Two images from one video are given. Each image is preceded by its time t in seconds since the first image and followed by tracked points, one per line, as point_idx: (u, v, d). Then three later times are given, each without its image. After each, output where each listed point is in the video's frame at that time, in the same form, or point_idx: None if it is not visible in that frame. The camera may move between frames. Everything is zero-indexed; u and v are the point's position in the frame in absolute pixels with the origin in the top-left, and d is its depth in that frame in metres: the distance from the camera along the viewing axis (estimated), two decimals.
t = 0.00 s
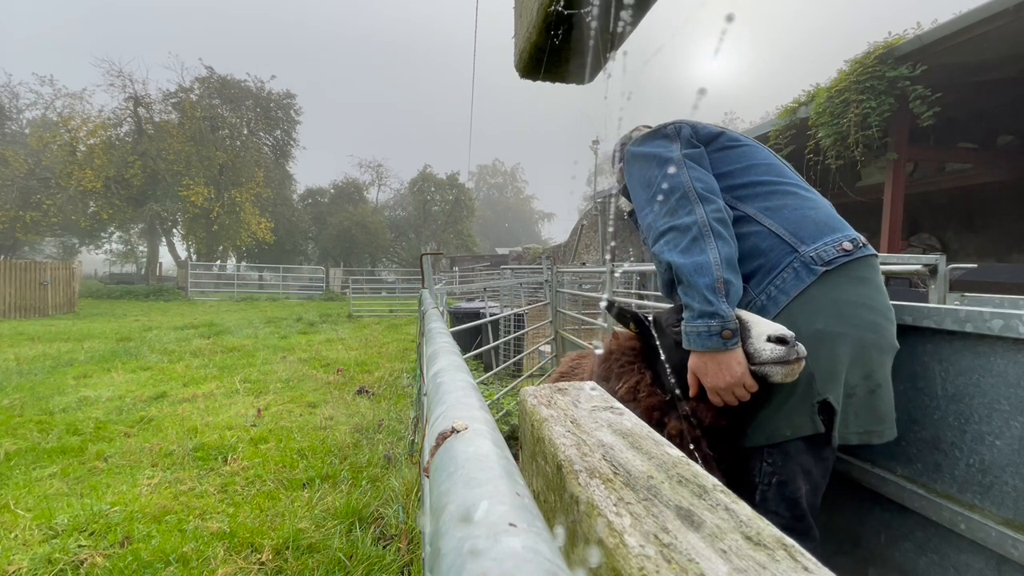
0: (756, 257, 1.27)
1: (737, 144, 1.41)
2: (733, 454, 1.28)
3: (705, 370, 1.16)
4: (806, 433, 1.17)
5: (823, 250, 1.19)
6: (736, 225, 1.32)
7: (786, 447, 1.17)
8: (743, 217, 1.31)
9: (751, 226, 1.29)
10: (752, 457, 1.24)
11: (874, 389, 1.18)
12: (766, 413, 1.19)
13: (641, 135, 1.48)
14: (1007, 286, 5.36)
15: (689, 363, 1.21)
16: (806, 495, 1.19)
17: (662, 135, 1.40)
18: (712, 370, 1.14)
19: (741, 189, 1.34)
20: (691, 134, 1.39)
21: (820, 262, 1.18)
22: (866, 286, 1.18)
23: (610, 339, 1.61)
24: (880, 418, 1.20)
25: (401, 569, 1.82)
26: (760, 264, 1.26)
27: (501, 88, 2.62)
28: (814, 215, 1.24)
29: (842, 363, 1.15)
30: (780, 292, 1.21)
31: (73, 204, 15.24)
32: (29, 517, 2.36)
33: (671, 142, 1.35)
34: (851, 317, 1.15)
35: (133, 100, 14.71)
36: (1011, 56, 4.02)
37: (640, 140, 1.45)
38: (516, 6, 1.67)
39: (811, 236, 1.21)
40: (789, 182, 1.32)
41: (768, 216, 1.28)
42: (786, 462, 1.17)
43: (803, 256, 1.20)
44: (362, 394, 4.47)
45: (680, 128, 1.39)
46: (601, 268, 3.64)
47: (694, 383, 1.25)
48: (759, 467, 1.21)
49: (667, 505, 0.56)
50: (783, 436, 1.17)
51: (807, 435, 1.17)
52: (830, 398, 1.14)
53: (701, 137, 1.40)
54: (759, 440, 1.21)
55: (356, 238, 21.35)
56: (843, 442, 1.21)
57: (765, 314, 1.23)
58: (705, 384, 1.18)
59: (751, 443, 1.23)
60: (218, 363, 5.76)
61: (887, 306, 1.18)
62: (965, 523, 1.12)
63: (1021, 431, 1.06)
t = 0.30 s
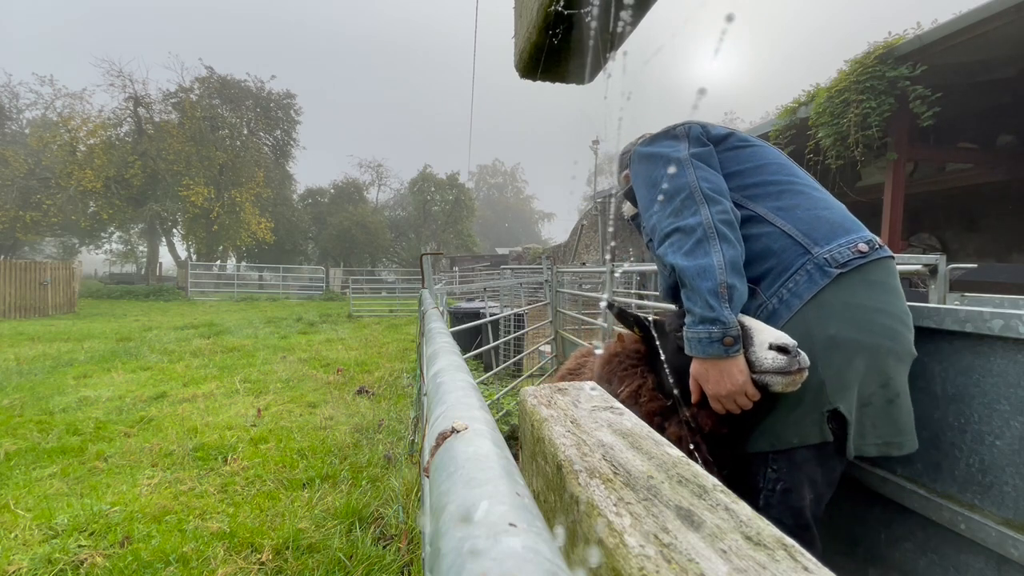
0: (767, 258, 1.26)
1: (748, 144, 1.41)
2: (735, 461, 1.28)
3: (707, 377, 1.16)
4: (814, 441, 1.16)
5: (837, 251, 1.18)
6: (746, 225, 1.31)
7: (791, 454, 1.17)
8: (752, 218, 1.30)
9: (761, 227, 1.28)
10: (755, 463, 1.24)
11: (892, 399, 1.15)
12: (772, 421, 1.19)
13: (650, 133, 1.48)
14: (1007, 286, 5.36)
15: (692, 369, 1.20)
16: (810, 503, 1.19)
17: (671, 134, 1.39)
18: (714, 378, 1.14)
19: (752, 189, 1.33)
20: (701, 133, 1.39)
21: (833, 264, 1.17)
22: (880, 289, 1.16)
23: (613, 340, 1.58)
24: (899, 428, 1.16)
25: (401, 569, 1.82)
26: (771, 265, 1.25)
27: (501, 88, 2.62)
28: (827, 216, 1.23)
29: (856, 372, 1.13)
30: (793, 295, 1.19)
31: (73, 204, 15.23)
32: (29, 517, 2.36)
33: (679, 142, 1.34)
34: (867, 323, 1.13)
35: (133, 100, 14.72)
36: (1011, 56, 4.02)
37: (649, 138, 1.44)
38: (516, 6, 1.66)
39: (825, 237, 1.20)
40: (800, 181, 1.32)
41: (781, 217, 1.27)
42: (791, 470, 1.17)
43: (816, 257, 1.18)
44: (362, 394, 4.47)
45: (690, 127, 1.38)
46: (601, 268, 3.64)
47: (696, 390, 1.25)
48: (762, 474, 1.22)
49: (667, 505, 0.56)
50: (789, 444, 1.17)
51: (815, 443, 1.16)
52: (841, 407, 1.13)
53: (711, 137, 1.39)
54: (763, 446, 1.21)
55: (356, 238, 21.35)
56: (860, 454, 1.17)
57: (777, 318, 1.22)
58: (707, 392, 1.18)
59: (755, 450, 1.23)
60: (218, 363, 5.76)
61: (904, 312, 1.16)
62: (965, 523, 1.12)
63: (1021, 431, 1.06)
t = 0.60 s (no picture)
0: (769, 256, 1.26)
1: (747, 143, 1.41)
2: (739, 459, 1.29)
3: (716, 375, 1.16)
4: (816, 441, 1.16)
5: (839, 249, 1.17)
6: (748, 223, 1.31)
7: (794, 453, 1.17)
8: (755, 215, 1.30)
9: (763, 225, 1.28)
10: (759, 462, 1.24)
11: (894, 398, 1.15)
12: (776, 420, 1.19)
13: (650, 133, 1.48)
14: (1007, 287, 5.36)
15: (699, 367, 1.20)
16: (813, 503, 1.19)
17: (672, 134, 1.40)
18: (724, 375, 1.14)
19: (753, 187, 1.33)
20: (702, 132, 1.39)
21: (836, 261, 1.16)
22: (881, 287, 1.16)
23: (613, 347, 1.62)
24: (903, 427, 1.17)
25: (401, 569, 1.82)
26: (772, 263, 1.25)
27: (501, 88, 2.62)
28: (829, 214, 1.23)
29: (860, 371, 1.13)
30: (794, 293, 1.19)
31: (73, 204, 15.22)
32: (29, 517, 2.36)
33: (681, 141, 1.35)
34: (869, 321, 1.13)
35: (133, 100, 14.72)
36: (1012, 56, 4.02)
37: (650, 138, 1.45)
38: (516, 6, 1.66)
39: (826, 235, 1.20)
40: (801, 180, 1.32)
41: (782, 214, 1.27)
42: (794, 469, 1.17)
43: (818, 255, 1.18)
44: (362, 394, 4.47)
45: (691, 127, 1.39)
46: (602, 268, 3.64)
47: (705, 390, 1.25)
48: (765, 473, 1.22)
49: (667, 505, 0.56)
50: (793, 443, 1.17)
51: (817, 443, 1.16)
52: (844, 406, 1.13)
53: (712, 136, 1.40)
54: (767, 445, 1.21)
55: (356, 238, 21.35)
56: (863, 452, 1.18)
57: (779, 316, 1.21)
58: (716, 390, 1.18)
59: (760, 449, 1.23)
60: (218, 363, 5.76)
61: (905, 310, 1.16)
62: (965, 523, 1.12)
63: (1021, 431, 1.06)
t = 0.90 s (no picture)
0: (767, 258, 1.26)
1: (743, 150, 1.42)
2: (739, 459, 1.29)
3: (715, 378, 1.15)
4: (819, 441, 1.15)
5: (839, 248, 1.18)
6: (746, 227, 1.31)
7: (797, 454, 1.16)
8: (752, 219, 1.30)
9: (761, 227, 1.28)
10: (760, 462, 1.24)
11: (898, 396, 1.15)
12: (777, 420, 1.19)
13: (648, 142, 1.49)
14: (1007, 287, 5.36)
15: (699, 370, 1.20)
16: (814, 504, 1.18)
17: (669, 142, 1.41)
18: (723, 379, 1.14)
19: (750, 191, 1.33)
20: (699, 139, 1.40)
21: (836, 260, 1.17)
22: (881, 285, 1.17)
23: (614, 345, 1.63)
24: (908, 426, 1.16)
25: (401, 570, 1.82)
26: (772, 265, 1.25)
27: (501, 88, 2.62)
28: (826, 215, 1.23)
29: (860, 372, 1.13)
30: (795, 293, 1.19)
31: (73, 204, 15.20)
32: (29, 517, 2.36)
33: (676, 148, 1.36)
34: (868, 319, 1.14)
35: (133, 100, 14.73)
36: (1012, 56, 4.02)
37: (647, 147, 1.46)
38: (516, 6, 1.66)
39: (826, 235, 1.20)
40: (797, 183, 1.32)
41: (779, 217, 1.27)
42: (796, 469, 1.16)
43: (817, 255, 1.18)
44: (362, 394, 4.48)
45: (688, 135, 1.40)
46: (602, 268, 3.64)
47: (703, 394, 1.24)
48: (768, 474, 1.21)
49: (667, 505, 0.56)
50: (794, 444, 1.16)
51: (820, 443, 1.15)
52: (846, 405, 1.13)
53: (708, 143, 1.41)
54: (767, 446, 1.21)
55: (356, 238, 21.35)
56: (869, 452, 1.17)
57: (781, 316, 1.21)
58: (715, 394, 1.18)
59: (759, 450, 1.23)
60: (218, 363, 5.76)
61: (905, 306, 1.16)
62: (965, 523, 1.12)
63: (1021, 431, 1.06)
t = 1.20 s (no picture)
0: (744, 260, 1.27)
1: (713, 171, 1.46)
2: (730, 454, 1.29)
3: (709, 376, 1.15)
4: (807, 433, 1.15)
5: (807, 243, 1.21)
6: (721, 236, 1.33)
7: (785, 447, 1.16)
8: (726, 229, 1.32)
9: (735, 235, 1.30)
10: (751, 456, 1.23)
11: (883, 383, 1.14)
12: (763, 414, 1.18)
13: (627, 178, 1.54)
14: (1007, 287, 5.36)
15: (691, 370, 1.19)
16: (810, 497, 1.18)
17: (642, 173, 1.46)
18: (716, 376, 1.14)
19: (720, 206, 1.36)
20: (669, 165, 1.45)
21: (806, 254, 1.19)
22: (851, 278, 1.19)
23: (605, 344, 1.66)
24: (896, 413, 1.15)
25: (401, 569, 1.82)
26: (748, 266, 1.26)
27: (500, 88, 2.62)
28: (793, 215, 1.27)
29: (843, 363, 1.13)
30: (771, 289, 1.21)
31: (73, 204, 15.19)
32: (29, 517, 2.36)
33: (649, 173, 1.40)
34: (842, 309, 1.15)
35: (133, 100, 14.74)
36: (1012, 56, 4.02)
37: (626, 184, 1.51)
38: (516, 6, 1.66)
39: (793, 232, 1.23)
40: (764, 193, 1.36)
41: (750, 222, 1.29)
42: (786, 463, 1.16)
43: (788, 251, 1.21)
44: (362, 394, 4.48)
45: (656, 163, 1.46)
46: (602, 268, 3.64)
47: (697, 393, 1.24)
48: (759, 468, 1.21)
49: (668, 505, 0.56)
50: (782, 438, 1.16)
51: (808, 435, 1.15)
52: (828, 395, 1.13)
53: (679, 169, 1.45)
54: (758, 441, 1.20)
55: (356, 238, 21.35)
56: (857, 439, 1.17)
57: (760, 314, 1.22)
58: (709, 393, 1.17)
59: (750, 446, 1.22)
60: (218, 363, 5.76)
61: (888, 299, 1.17)
62: (965, 523, 1.12)
63: (1021, 431, 1.06)
